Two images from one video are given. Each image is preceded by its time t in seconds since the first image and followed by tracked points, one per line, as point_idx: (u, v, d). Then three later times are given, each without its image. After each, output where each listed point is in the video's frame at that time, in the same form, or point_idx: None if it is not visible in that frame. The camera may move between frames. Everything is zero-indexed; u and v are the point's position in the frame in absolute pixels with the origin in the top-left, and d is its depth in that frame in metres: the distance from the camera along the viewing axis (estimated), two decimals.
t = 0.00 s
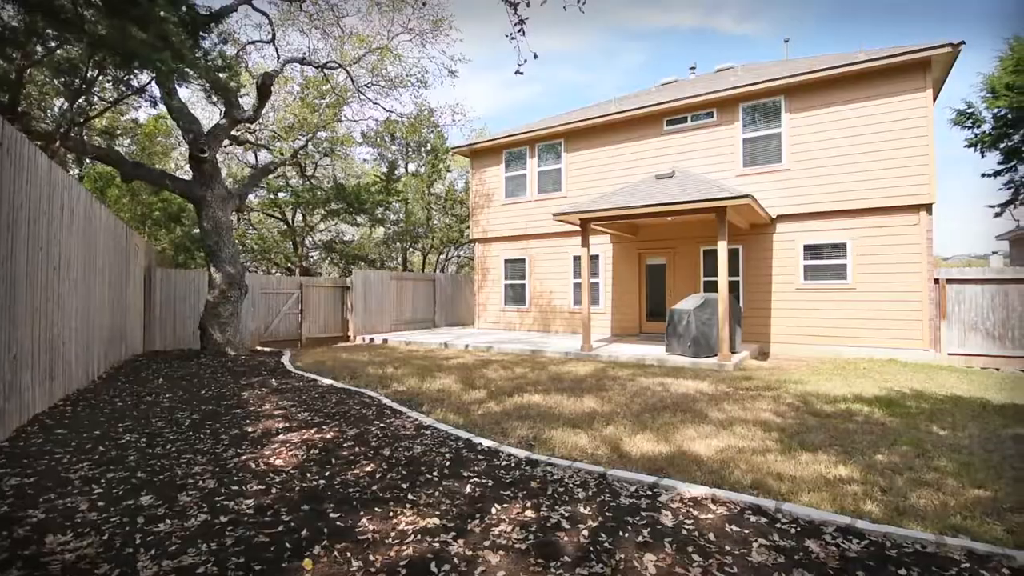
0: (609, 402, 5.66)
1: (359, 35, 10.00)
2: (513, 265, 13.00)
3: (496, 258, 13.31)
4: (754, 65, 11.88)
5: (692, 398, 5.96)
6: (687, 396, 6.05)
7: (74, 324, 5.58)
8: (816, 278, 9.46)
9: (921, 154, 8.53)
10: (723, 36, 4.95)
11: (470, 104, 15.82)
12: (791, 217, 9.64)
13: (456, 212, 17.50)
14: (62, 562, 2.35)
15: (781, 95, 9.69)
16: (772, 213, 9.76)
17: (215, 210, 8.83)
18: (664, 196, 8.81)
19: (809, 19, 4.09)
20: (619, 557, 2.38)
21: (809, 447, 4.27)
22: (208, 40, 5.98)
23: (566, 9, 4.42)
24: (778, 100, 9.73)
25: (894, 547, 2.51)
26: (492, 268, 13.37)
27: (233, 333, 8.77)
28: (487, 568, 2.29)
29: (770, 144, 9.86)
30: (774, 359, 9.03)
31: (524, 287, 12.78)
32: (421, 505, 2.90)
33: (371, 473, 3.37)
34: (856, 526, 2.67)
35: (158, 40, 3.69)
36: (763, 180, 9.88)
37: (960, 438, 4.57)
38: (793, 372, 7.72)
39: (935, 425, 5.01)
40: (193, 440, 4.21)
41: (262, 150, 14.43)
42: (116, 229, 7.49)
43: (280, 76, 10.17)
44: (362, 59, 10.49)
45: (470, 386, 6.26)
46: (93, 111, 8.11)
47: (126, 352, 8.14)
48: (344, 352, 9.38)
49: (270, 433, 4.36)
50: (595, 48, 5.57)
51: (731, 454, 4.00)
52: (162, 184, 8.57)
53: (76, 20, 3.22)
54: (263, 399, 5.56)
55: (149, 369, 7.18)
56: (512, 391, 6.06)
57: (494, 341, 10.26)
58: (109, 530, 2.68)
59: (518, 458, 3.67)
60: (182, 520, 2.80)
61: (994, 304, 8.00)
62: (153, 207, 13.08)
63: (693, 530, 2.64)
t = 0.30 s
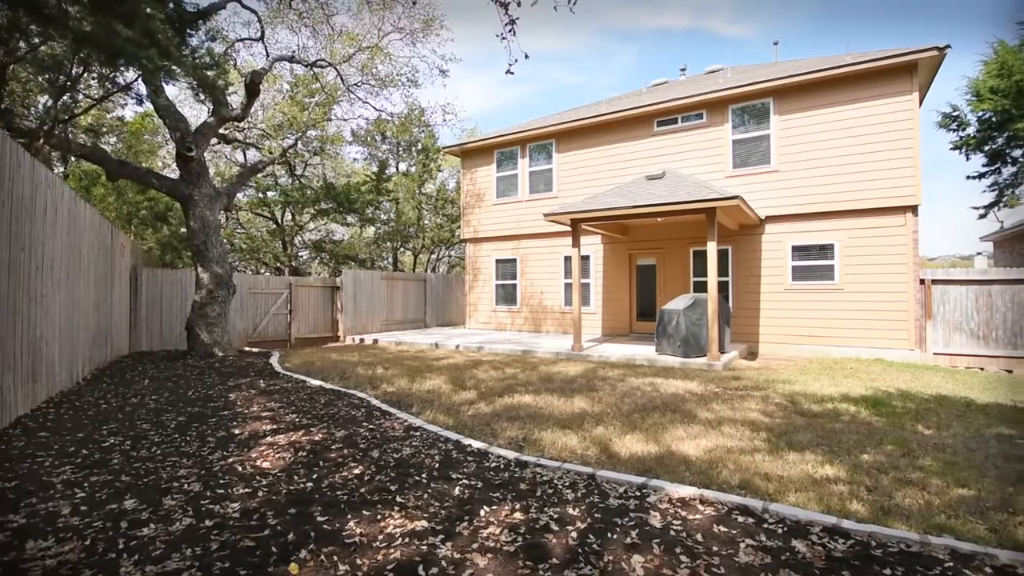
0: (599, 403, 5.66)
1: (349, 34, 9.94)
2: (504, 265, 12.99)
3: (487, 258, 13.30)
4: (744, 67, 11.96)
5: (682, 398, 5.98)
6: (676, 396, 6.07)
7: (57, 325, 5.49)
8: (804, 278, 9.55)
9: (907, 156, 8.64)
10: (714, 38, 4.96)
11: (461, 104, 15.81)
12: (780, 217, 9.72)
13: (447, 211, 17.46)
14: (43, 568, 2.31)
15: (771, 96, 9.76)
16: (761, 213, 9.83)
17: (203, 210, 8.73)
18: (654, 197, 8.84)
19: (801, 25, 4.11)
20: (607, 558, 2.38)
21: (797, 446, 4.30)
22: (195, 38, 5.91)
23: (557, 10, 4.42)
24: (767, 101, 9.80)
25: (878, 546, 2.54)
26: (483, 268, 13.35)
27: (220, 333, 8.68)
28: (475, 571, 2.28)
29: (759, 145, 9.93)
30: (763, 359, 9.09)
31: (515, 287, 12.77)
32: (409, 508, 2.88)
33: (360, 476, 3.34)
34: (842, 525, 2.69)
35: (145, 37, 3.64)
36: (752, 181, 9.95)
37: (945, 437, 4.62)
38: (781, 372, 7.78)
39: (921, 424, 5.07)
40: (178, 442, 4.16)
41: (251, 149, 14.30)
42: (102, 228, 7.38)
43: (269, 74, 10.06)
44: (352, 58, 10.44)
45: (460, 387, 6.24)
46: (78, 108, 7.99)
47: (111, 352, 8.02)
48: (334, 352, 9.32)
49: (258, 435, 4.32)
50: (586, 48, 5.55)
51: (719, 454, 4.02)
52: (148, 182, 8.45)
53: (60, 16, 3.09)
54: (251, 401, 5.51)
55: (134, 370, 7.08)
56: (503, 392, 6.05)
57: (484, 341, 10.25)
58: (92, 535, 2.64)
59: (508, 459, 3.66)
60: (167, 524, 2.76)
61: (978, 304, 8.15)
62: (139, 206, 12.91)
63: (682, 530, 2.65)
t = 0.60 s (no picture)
0: (589, 403, 5.67)
1: (339, 32, 9.87)
2: (495, 265, 12.97)
3: (478, 258, 13.27)
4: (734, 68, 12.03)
5: (671, 399, 6.00)
6: (666, 397, 6.09)
7: (41, 326, 5.41)
8: (792, 279, 9.62)
9: (893, 158, 8.74)
10: (704, 38, 4.96)
11: (452, 104, 15.77)
12: (769, 218, 9.79)
13: (438, 211, 17.40)
14: None
15: (761, 98, 9.81)
16: (751, 214, 9.89)
17: (190, 209, 8.63)
18: (645, 198, 8.86)
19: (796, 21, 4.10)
20: (595, 561, 2.38)
21: (785, 447, 4.33)
22: (182, 35, 5.83)
23: (547, 10, 4.40)
24: (757, 102, 9.86)
25: (865, 547, 2.55)
26: (474, 268, 13.32)
27: (207, 334, 8.58)
28: None
29: (748, 146, 10.00)
30: (752, 359, 9.15)
31: (506, 287, 12.76)
32: (397, 511, 2.86)
33: (348, 479, 3.31)
34: (828, 527, 2.71)
35: (129, 34, 3.57)
36: (742, 182, 10.02)
37: (930, 437, 4.67)
38: (769, 372, 7.84)
39: (906, 424, 5.12)
40: (163, 445, 4.10)
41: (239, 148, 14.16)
42: (87, 227, 7.27)
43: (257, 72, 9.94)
44: (342, 56, 10.37)
45: (451, 388, 6.22)
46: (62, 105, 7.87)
47: (97, 353, 7.91)
48: (323, 353, 9.26)
49: (245, 438, 4.27)
50: (577, 48, 5.54)
51: (708, 455, 4.04)
52: (134, 181, 8.33)
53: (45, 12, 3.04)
54: (239, 403, 5.45)
55: (119, 372, 6.98)
56: (493, 393, 6.04)
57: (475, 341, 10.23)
58: (74, 541, 2.59)
59: (498, 461, 3.65)
60: (150, 530, 2.72)
61: (963, 304, 8.30)
62: (125, 204, 12.74)
63: (670, 532, 2.65)
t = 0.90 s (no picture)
0: (579, 404, 5.67)
1: (328, 31, 9.81)
2: (486, 265, 12.95)
3: (469, 258, 13.24)
4: (724, 70, 12.10)
5: (661, 399, 6.02)
6: (656, 397, 6.11)
7: (24, 328, 5.32)
8: (781, 279, 9.69)
9: (880, 160, 8.82)
10: (695, 39, 4.96)
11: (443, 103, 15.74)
12: (758, 219, 9.85)
13: (429, 211, 17.34)
14: None
15: (751, 99, 9.86)
16: (740, 215, 9.94)
17: (176, 208, 8.52)
18: (635, 198, 8.88)
19: (789, 20, 4.10)
20: (584, 566, 2.38)
21: (773, 447, 4.36)
22: (169, 32, 5.75)
23: (538, 11, 4.43)
24: (747, 104, 9.91)
25: (851, 549, 2.57)
26: (465, 268, 13.29)
27: (194, 335, 8.48)
28: None
29: (738, 148, 10.05)
30: (741, 359, 9.21)
31: (497, 287, 12.74)
32: (385, 516, 2.84)
33: (335, 483, 3.29)
34: (815, 529, 2.72)
35: (115, 31, 3.53)
36: (731, 183, 10.07)
37: (916, 437, 4.73)
38: (758, 372, 7.90)
39: (893, 424, 5.18)
40: (148, 449, 4.04)
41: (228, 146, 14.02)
42: (71, 227, 7.15)
43: (245, 70, 9.82)
44: (331, 55, 10.28)
45: (441, 389, 6.19)
46: (46, 103, 7.73)
47: (81, 355, 7.78)
48: (313, 354, 9.19)
49: (231, 442, 4.22)
50: (569, 48, 5.53)
51: (697, 456, 4.05)
52: (119, 180, 8.21)
53: (27, 7, 2.98)
54: (226, 405, 5.39)
55: (104, 374, 6.87)
56: (483, 394, 6.02)
57: (466, 342, 10.19)
58: (54, 549, 2.54)
59: (487, 464, 3.63)
60: (133, 537, 2.67)
61: (948, 305, 8.44)
62: (110, 203, 12.55)
63: (658, 535, 2.66)
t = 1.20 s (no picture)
0: (569, 406, 5.67)
1: (317, 29, 9.74)
2: (477, 265, 12.91)
3: (459, 258, 13.20)
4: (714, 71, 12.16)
5: (651, 400, 6.03)
6: (645, 398, 6.12)
7: (5, 329, 5.23)
8: (769, 280, 9.77)
9: (867, 162, 8.91)
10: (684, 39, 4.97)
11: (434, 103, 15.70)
12: (747, 220, 9.91)
13: (419, 211, 17.26)
14: None
15: (740, 101, 9.92)
16: (729, 217, 10.00)
17: (162, 207, 8.40)
18: (626, 199, 8.89)
19: (782, 20, 4.11)
20: (572, 571, 2.37)
21: (761, 449, 4.38)
22: (154, 29, 5.66)
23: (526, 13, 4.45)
24: (736, 106, 9.97)
25: (837, 552, 2.58)
26: (455, 268, 13.24)
27: (180, 336, 8.37)
28: None
29: (727, 149, 10.10)
30: (730, 360, 9.27)
31: (488, 288, 12.72)
32: (372, 522, 2.82)
33: (322, 488, 3.26)
34: (802, 532, 2.74)
35: (99, 28, 3.48)
36: (721, 184, 10.12)
37: (901, 437, 4.79)
38: (747, 372, 7.95)
39: (879, 424, 5.24)
40: (132, 454, 3.98)
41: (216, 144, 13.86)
42: (54, 226, 7.04)
43: (233, 69, 9.70)
44: (320, 54, 10.20)
45: (431, 391, 6.16)
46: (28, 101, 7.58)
47: (65, 356, 7.66)
48: (301, 355, 9.11)
49: (217, 446, 4.17)
50: (560, 48, 5.53)
51: (686, 458, 4.07)
52: (103, 179, 8.07)
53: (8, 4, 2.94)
54: (212, 408, 5.32)
55: (88, 376, 6.76)
56: (473, 395, 5.99)
57: (456, 342, 10.15)
58: (34, 558, 2.48)
59: (476, 467, 3.61)
60: (115, 545, 2.62)
61: (933, 305, 8.58)
62: (95, 202, 12.34)
63: (647, 540, 2.65)
